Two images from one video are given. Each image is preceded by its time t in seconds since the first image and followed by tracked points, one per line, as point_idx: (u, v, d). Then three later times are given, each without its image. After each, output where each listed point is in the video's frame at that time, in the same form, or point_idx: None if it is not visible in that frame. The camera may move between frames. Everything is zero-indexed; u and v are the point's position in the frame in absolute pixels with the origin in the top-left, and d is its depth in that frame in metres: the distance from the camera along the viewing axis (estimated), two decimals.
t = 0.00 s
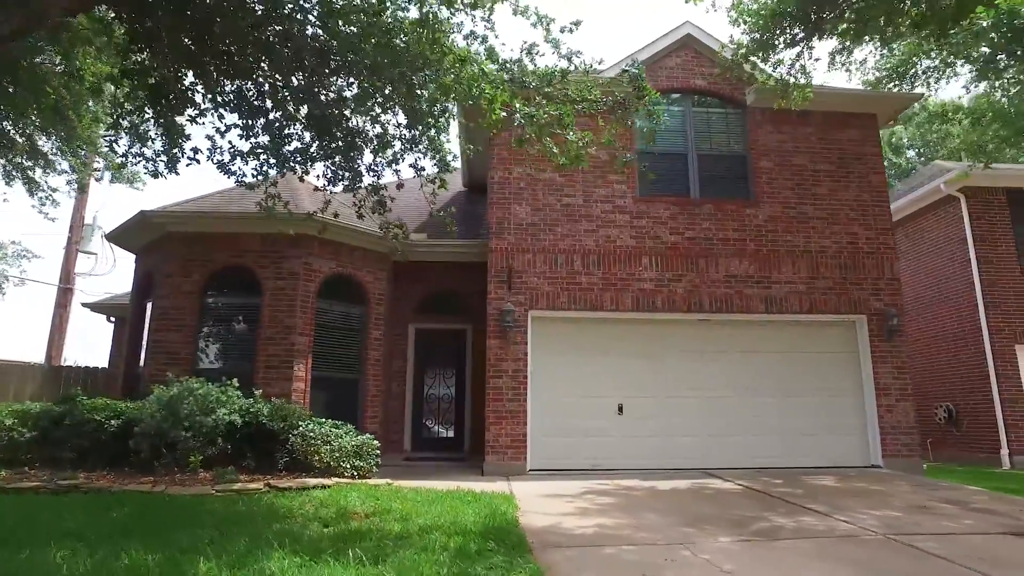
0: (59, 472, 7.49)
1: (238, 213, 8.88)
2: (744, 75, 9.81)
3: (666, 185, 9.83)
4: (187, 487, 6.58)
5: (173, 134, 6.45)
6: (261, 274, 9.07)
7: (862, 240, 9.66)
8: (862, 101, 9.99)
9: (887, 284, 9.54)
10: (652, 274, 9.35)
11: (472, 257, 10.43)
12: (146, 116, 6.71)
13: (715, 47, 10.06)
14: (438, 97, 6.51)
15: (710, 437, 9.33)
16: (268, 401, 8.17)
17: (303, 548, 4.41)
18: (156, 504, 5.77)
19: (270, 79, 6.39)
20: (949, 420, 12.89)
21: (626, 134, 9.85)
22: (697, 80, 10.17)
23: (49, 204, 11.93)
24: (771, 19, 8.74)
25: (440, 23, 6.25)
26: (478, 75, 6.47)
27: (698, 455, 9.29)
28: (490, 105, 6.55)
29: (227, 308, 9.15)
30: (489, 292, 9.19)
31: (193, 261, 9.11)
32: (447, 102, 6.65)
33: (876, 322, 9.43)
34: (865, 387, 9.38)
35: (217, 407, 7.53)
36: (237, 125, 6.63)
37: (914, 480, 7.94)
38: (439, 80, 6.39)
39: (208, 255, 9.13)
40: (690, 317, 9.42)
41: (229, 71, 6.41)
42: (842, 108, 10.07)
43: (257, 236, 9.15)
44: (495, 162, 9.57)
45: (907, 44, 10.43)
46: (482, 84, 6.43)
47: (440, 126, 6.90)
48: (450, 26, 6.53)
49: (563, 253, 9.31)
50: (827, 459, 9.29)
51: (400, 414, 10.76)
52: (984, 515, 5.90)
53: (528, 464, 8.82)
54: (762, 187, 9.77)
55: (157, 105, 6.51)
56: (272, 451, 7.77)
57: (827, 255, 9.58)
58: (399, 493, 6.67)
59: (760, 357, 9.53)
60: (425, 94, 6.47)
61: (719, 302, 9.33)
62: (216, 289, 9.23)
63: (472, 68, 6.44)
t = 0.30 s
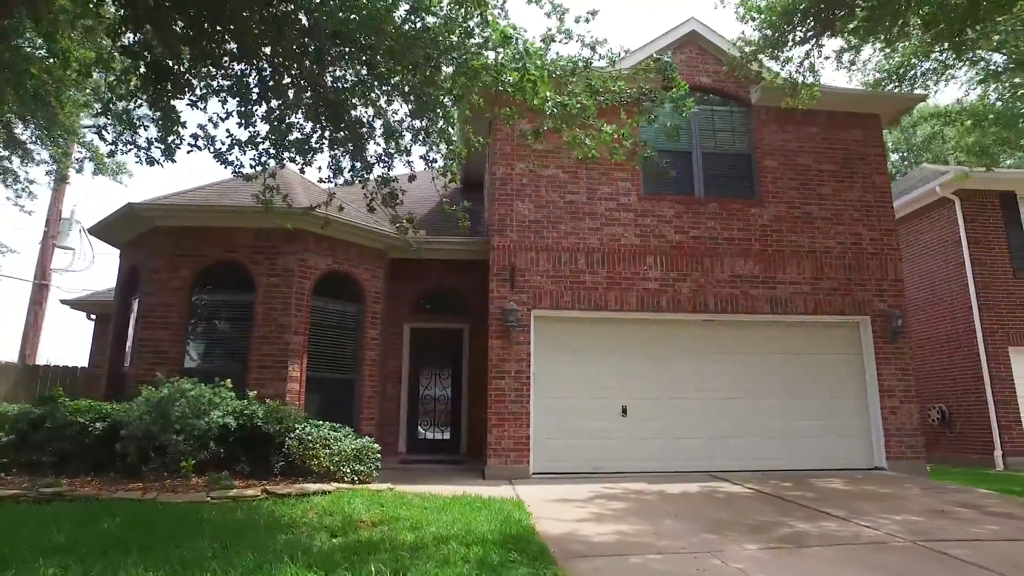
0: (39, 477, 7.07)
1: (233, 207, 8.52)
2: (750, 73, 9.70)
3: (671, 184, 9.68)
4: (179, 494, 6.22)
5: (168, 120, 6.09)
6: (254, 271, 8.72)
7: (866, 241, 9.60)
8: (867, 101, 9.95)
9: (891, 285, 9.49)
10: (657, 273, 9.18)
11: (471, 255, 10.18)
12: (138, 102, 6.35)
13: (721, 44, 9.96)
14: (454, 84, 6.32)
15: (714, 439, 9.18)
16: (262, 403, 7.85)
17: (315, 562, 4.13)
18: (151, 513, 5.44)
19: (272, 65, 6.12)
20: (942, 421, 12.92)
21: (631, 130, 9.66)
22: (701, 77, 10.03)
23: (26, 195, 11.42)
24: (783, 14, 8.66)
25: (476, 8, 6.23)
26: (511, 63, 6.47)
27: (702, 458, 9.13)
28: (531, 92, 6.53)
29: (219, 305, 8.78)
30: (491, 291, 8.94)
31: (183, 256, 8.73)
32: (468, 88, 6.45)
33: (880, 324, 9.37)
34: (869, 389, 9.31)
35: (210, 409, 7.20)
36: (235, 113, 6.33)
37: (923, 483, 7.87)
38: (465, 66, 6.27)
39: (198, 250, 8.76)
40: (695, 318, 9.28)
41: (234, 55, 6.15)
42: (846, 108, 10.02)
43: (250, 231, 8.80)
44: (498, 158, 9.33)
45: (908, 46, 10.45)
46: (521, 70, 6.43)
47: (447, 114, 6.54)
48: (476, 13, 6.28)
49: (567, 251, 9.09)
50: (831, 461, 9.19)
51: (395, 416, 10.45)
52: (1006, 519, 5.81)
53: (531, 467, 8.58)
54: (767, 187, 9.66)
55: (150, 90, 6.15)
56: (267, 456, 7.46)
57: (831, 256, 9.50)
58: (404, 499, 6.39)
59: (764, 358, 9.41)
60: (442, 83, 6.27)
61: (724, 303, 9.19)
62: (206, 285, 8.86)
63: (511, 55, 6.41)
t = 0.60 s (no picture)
0: (22, 480, 6.69)
1: (227, 198, 8.21)
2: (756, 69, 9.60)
3: (676, 180, 9.54)
4: (175, 498, 5.89)
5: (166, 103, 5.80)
6: (249, 265, 8.40)
7: (871, 240, 9.54)
8: (872, 99, 9.90)
9: (896, 284, 9.44)
10: (663, 270, 9.02)
11: (471, 251, 9.94)
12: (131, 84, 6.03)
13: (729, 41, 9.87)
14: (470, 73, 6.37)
15: (720, 439, 9.04)
16: (259, 402, 7.54)
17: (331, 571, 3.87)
18: (147, 518, 5.12)
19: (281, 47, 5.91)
20: (936, 421, 12.93)
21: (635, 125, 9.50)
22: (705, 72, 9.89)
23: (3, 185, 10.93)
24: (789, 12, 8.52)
25: None
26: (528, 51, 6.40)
27: (708, 459, 8.97)
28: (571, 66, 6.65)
29: (211, 301, 8.44)
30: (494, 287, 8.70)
31: (174, 249, 8.38)
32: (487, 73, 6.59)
33: (885, 323, 9.31)
34: (873, 388, 9.25)
35: (205, 408, 6.89)
36: (237, 96, 6.13)
37: (932, 483, 7.80)
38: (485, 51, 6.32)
39: (190, 243, 8.42)
40: (700, 316, 9.15)
41: (236, 35, 5.86)
42: (851, 106, 9.95)
43: (245, 223, 8.49)
44: (501, 151, 9.10)
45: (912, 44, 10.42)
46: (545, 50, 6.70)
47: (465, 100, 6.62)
48: None
49: (572, 247, 8.89)
50: (836, 461, 9.10)
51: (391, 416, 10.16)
52: None
53: (535, 469, 8.35)
54: (772, 184, 9.57)
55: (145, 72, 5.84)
56: (265, 457, 7.15)
57: (836, 254, 9.43)
58: (412, 502, 6.14)
59: (769, 357, 9.30)
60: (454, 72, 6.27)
61: (730, 301, 9.08)
62: (197, 280, 8.52)
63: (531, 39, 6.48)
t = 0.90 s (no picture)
0: None
1: (217, 192, 7.87)
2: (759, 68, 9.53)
3: (677, 180, 9.42)
4: (166, 507, 5.56)
5: (161, 87, 5.52)
6: (239, 261, 8.06)
7: (870, 242, 9.54)
8: (872, 101, 9.88)
9: (894, 286, 9.46)
10: (664, 270, 8.89)
11: (466, 249, 9.69)
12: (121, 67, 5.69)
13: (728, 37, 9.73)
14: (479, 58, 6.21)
15: (721, 442, 8.93)
16: (251, 404, 7.23)
17: None
18: (141, 529, 4.81)
19: (282, 30, 5.62)
20: (925, 423, 13.02)
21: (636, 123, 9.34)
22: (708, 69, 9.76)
23: None
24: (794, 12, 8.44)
25: None
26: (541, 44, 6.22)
27: (709, 462, 8.86)
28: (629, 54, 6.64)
29: (199, 298, 8.08)
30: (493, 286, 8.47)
31: (159, 243, 8.00)
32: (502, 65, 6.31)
33: (884, 325, 9.31)
34: (873, 391, 9.24)
35: (196, 411, 6.56)
36: (233, 82, 5.80)
37: (935, 486, 7.78)
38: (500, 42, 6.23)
39: (176, 237, 8.05)
40: (702, 317, 9.04)
41: (233, 16, 5.51)
42: (850, 107, 9.93)
43: (235, 218, 8.15)
44: (500, 146, 8.85)
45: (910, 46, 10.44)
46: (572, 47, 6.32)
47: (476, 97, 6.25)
48: None
49: (574, 245, 8.69)
50: (835, 464, 9.07)
51: (383, 418, 9.88)
52: None
53: (536, 473, 8.15)
54: (773, 184, 9.51)
55: (139, 54, 5.54)
56: (258, 462, 6.85)
57: (836, 256, 9.40)
58: (418, 510, 5.89)
59: (770, 359, 9.24)
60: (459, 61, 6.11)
61: (732, 303, 8.99)
62: (184, 276, 8.14)
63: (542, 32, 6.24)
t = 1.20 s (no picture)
0: None
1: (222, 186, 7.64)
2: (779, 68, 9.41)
3: (689, 178, 9.30)
4: (175, 514, 5.33)
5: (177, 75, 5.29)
6: (244, 258, 7.83)
7: (881, 243, 9.48)
8: (883, 101, 9.84)
9: (906, 287, 9.40)
10: (677, 270, 8.76)
11: (474, 247, 9.49)
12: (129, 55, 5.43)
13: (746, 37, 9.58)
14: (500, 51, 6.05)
15: (733, 444, 8.82)
16: (258, 406, 7.00)
17: None
18: (154, 539, 4.60)
19: (301, 20, 5.47)
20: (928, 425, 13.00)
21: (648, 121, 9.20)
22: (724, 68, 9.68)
23: None
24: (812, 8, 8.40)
25: None
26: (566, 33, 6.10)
27: (721, 464, 8.74)
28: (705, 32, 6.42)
29: (202, 296, 7.82)
30: (505, 285, 8.29)
31: (161, 240, 7.74)
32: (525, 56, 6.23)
33: (896, 326, 9.25)
34: (885, 392, 9.16)
35: (203, 414, 6.32)
36: (248, 72, 5.60)
37: (951, 488, 7.71)
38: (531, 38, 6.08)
39: (179, 233, 7.79)
40: (715, 318, 8.93)
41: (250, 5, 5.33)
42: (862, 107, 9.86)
43: (239, 214, 7.91)
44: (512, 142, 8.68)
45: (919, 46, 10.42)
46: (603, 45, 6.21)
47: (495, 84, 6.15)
48: None
49: (586, 244, 8.54)
50: (848, 467, 8.98)
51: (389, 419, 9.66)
52: None
53: (549, 476, 7.99)
54: (785, 184, 9.43)
55: (150, 41, 5.29)
56: (267, 465, 6.62)
57: (847, 256, 9.33)
58: (436, 516, 5.70)
59: (782, 360, 9.15)
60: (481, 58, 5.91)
61: (745, 303, 8.88)
62: (187, 273, 7.88)
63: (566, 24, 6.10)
